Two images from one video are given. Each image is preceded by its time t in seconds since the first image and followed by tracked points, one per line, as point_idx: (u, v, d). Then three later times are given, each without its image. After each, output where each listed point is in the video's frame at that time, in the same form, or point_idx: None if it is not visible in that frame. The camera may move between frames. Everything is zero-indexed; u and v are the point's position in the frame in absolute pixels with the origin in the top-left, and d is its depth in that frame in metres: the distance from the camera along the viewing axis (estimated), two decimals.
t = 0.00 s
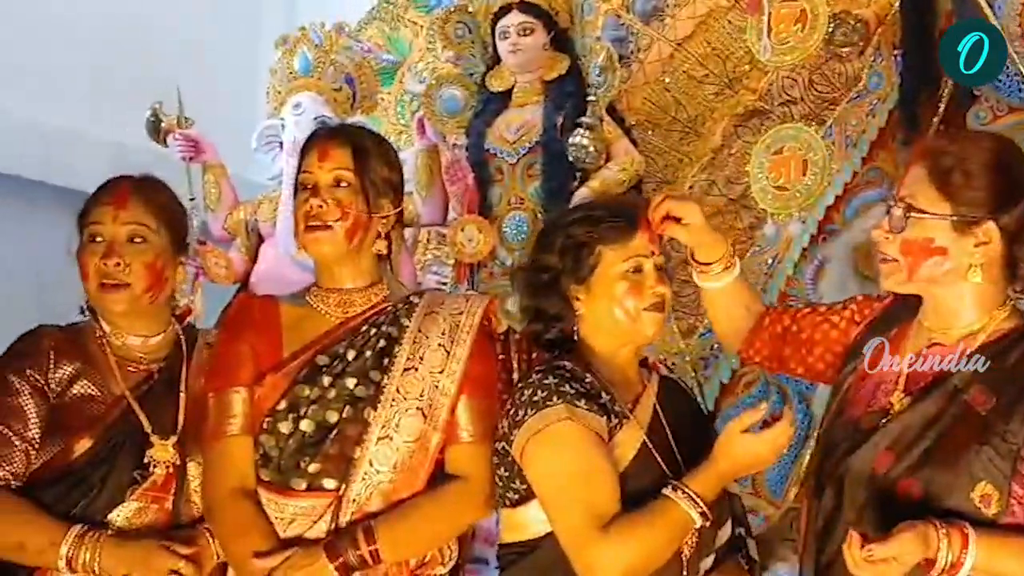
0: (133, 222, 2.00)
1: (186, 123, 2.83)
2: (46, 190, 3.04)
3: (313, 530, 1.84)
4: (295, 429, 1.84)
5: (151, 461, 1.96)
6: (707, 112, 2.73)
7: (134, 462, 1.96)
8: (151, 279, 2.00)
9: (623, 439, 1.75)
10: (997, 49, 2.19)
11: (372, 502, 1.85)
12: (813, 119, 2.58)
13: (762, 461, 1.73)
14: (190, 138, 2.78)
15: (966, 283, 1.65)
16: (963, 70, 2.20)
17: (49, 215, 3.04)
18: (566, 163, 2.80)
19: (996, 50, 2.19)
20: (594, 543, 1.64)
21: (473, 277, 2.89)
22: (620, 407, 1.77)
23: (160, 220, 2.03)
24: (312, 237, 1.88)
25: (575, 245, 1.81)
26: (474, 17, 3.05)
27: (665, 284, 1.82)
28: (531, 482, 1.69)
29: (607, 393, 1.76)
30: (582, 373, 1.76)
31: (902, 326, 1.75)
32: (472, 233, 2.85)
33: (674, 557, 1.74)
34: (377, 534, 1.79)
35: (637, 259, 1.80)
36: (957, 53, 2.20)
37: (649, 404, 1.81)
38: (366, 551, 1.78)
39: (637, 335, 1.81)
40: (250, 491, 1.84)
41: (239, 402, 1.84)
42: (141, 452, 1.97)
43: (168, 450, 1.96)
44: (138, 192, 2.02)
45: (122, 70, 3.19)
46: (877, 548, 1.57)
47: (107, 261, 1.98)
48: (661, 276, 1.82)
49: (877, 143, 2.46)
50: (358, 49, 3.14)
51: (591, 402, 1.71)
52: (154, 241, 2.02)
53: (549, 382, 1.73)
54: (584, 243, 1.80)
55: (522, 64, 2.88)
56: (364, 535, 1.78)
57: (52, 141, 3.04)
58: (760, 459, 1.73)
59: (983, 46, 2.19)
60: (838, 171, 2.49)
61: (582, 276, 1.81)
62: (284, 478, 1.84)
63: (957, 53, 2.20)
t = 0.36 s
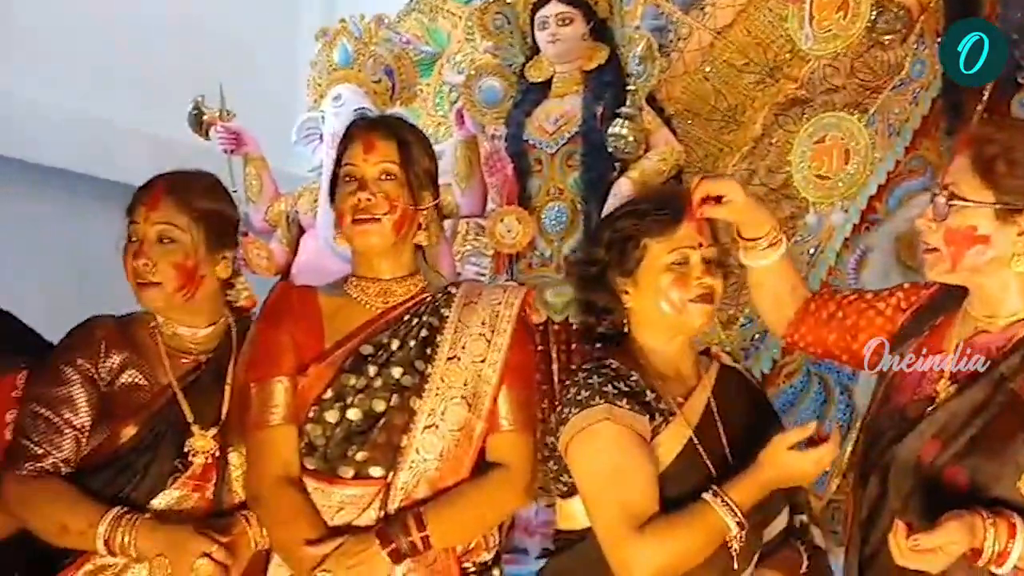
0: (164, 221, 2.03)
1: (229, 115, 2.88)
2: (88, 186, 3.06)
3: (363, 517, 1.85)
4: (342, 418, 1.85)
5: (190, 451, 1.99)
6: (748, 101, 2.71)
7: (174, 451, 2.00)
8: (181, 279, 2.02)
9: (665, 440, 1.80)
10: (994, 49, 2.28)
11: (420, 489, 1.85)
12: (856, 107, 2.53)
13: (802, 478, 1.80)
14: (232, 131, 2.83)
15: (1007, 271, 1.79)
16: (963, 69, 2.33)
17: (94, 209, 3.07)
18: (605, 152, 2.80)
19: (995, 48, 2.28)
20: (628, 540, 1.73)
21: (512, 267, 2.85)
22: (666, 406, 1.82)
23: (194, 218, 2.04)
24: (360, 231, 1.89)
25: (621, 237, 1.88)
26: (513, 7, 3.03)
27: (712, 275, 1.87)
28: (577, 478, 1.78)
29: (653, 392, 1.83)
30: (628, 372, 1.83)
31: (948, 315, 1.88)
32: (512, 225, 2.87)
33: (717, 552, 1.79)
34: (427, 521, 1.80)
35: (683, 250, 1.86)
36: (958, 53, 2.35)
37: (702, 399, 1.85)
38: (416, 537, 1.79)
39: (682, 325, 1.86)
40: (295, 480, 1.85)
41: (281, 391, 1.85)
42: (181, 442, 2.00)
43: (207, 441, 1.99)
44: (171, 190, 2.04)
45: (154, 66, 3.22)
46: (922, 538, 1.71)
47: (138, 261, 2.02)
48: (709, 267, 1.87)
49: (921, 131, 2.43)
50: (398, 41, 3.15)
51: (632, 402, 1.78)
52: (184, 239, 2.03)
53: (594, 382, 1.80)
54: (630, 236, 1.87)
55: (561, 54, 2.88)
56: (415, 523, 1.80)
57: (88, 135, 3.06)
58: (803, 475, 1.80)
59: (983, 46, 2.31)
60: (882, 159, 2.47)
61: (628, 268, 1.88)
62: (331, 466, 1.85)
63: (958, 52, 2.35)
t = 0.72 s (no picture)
0: (191, 219, 2.15)
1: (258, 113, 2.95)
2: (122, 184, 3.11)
3: (408, 509, 1.85)
4: (385, 410, 1.86)
5: (218, 442, 2.09)
6: (781, 93, 2.67)
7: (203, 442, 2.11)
8: (202, 277, 2.13)
9: (689, 437, 1.81)
10: (994, 51, 2.33)
11: (462, 480, 1.86)
12: (889, 99, 2.52)
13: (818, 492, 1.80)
14: (263, 128, 2.89)
15: None
16: (963, 69, 2.39)
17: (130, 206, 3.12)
18: (634, 145, 2.80)
19: (994, 49, 2.33)
20: (640, 539, 1.77)
21: (541, 261, 2.86)
22: (689, 405, 1.82)
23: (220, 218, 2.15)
24: (398, 224, 1.90)
25: (651, 235, 1.87)
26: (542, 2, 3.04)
27: (739, 274, 1.86)
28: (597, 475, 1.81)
29: (674, 391, 1.83)
30: (650, 371, 1.84)
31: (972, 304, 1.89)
32: (540, 219, 2.88)
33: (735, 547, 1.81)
34: (475, 510, 1.80)
35: (710, 248, 1.86)
36: (958, 53, 2.42)
37: (734, 398, 1.84)
38: (465, 527, 1.79)
39: (711, 322, 1.86)
40: (339, 472, 1.84)
41: (317, 383, 1.84)
42: (209, 433, 2.10)
43: (236, 432, 2.09)
44: (201, 192, 2.16)
45: (184, 65, 3.23)
46: (949, 532, 1.78)
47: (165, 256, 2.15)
48: (735, 265, 1.85)
49: (951, 123, 2.41)
50: (424, 36, 3.14)
51: (652, 402, 1.79)
52: (208, 237, 2.14)
53: (615, 379, 1.82)
54: (659, 234, 1.87)
55: (590, 47, 2.90)
56: (462, 512, 1.80)
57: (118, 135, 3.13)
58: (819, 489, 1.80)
59: (983, 46, 2.37)
60: (913, 150, 2.47)
61: (657, 268, 1.88)
62: (375, 459, 1.86)
63: (958, 52, 2.42)
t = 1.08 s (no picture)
0: (249, 218, 2.12)
1: (302, 113, 2.99)
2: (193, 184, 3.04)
3: (462, 506, 1.84)
4: (438, 408, 1.85)
5: (269, 431, 2.05)
6: (822, 88, 2.68)
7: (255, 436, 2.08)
8: (261, 273, 2.10)
9: (728, 432, 1.77)
10: (994, 52, 2.40)
11: (514, 478, 1.84)
12: (934, 92, 2.50)
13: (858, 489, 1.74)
14: (305, 128, 2.91)
15: None
16: (963, 69, 2.45)
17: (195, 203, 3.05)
18: (676, 141, 2.79)
19: (994, 50, 2.41)
20: (671, 533, 1.74)
21: (583, 258, 2.85)
22: (727, 401, 1.79)
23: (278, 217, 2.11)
24: (453, 222, 1.89)
25: (692, 229, 1.85)
26: None
27: (779, 272, 1.81)
28: (633, 467, 1.80)
29: (711, 387, 1.80)
30: (687, 367, 1.81)
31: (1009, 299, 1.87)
32: (582, 216, 2.89)
33: (775, 539, 1.76)
34: (528, 506, 1.79)
35: (749, 245, 1.81)
36: (957, 52, 2.46)
37: (774, 393, 1.82)
38: (518, 523, 1.78)
39: (751, 321, 1.82)
40: (390, 467, 1.84)
41: (371, 380, 1.83)
42: (261, 423, 2.07)
43: (287, 421, 2.04)
44: (257, 191, 2.13)
45: (226, 64, 3.14)
46: (1005, 534, 1.76)
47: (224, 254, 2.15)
48: (774, 263, 1.81)
49: (998, 116, 2.35)
50: (466, 34, 3.14)
51: (688, 398, 1.76)
52: (266, 235, 2.11)
53: (652, 375, 1.79)
54: (698, 229, 1.84)
55: (630, 44, 2.88)
56: (516, 510, 1.78)
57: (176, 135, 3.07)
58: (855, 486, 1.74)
59: (983, 46, 2.43)
60: (958, 145, 2.43)
61: (697, 265, 1.85)
62: (427, 455, 1.85)
63: (958, 52, 2.46)
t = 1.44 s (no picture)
0: (314, 215, 2.09)
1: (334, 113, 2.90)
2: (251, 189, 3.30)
3: (498, 504, 1.77)
4: (476, 405, 1.78)
5: (312, 423, 2.02)
6: (855, 81, 2.66)
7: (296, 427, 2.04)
8: (324, 271, 2.07)
9: (761, 427, 1.76)
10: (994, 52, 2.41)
11: (552, 476, 1.77)
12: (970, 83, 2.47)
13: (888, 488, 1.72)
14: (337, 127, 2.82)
15: None
16: (963, 69, 2.45)
17: (215, 201, 3.25)
18: (707, 137, 2.78)
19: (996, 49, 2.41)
20: (704, 530, 1.70)
21: (615, 256, 2.87)
22: (759, 397, 1.77)
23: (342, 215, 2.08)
24: (507, 218, 1.82)
25: (726, 226, 1.85)
26: None
27: (812, 270, 1.80)
28: (663, 463, 1.77)
29: (743, 382, 1.78)
30: (719, 362, 1.79)
31: None
32: (614, 213, 2.87)
33: (807, 534, 1.75)
34: (566, 505, 1.72)
35: (781, 244, 1.80)
36: (957, 53, 2.47)
37: (811, 386, 1.80)
38: (555, 522, 1.71)
39: (782, 319, 1.80)
40: (430, 465, 1.77)
41: (410, 376, 1.76)
42: (306, 412, 2.04)
43: (331, 414, 2.01)
44: (323, 189, 2.11)
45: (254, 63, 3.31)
46: None
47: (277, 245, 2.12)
48: (807, 261, 1.80)
49: None
50: (497, 32, 3.17)
51: (719, 393, 1.73)
52: (330, 232, 2.08)
53: (682, 370, 1.77)
54: (732, 226, 1.83)
55: (661, 40, 2.87)
56: (552, 508, 1.71)
57: (207, 137, 3.19)
58: (886, 484, 1.72)
59: (983, 46, 2.43)
60: (992, 138, 2.40)
61: (730, 262, 1.84)
62: (465, 453, 1.78)
63: (958, 53, 2.47)
